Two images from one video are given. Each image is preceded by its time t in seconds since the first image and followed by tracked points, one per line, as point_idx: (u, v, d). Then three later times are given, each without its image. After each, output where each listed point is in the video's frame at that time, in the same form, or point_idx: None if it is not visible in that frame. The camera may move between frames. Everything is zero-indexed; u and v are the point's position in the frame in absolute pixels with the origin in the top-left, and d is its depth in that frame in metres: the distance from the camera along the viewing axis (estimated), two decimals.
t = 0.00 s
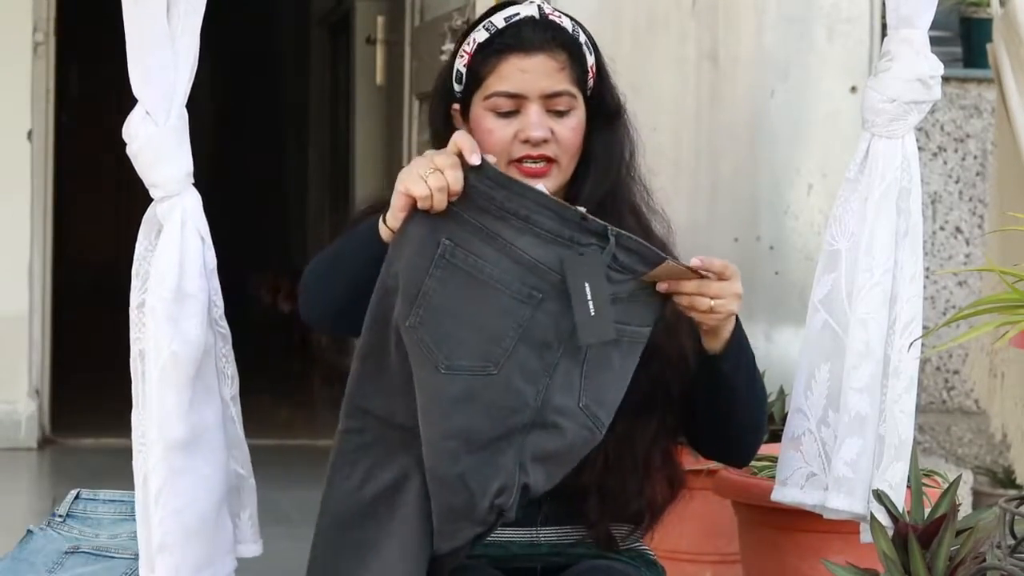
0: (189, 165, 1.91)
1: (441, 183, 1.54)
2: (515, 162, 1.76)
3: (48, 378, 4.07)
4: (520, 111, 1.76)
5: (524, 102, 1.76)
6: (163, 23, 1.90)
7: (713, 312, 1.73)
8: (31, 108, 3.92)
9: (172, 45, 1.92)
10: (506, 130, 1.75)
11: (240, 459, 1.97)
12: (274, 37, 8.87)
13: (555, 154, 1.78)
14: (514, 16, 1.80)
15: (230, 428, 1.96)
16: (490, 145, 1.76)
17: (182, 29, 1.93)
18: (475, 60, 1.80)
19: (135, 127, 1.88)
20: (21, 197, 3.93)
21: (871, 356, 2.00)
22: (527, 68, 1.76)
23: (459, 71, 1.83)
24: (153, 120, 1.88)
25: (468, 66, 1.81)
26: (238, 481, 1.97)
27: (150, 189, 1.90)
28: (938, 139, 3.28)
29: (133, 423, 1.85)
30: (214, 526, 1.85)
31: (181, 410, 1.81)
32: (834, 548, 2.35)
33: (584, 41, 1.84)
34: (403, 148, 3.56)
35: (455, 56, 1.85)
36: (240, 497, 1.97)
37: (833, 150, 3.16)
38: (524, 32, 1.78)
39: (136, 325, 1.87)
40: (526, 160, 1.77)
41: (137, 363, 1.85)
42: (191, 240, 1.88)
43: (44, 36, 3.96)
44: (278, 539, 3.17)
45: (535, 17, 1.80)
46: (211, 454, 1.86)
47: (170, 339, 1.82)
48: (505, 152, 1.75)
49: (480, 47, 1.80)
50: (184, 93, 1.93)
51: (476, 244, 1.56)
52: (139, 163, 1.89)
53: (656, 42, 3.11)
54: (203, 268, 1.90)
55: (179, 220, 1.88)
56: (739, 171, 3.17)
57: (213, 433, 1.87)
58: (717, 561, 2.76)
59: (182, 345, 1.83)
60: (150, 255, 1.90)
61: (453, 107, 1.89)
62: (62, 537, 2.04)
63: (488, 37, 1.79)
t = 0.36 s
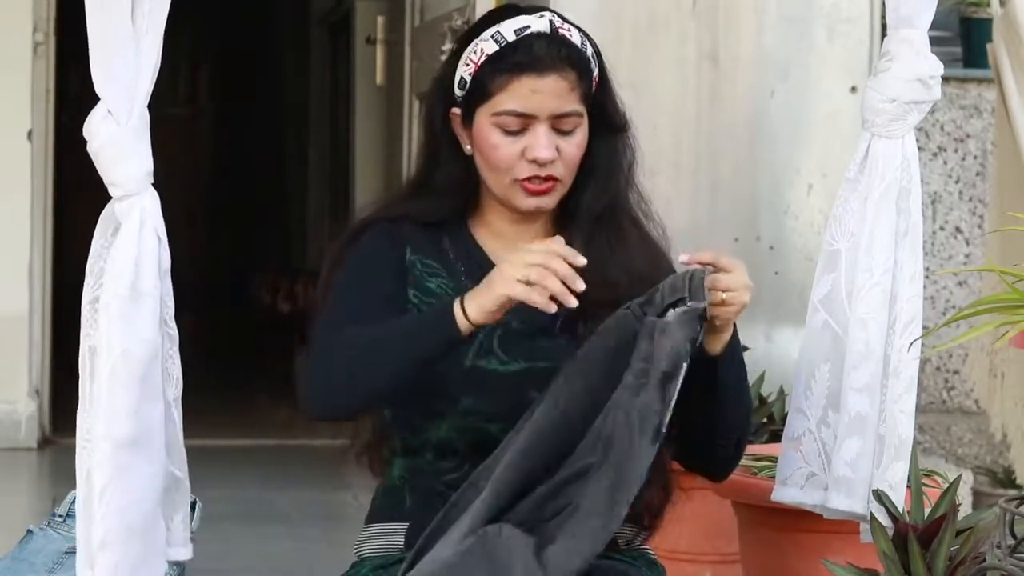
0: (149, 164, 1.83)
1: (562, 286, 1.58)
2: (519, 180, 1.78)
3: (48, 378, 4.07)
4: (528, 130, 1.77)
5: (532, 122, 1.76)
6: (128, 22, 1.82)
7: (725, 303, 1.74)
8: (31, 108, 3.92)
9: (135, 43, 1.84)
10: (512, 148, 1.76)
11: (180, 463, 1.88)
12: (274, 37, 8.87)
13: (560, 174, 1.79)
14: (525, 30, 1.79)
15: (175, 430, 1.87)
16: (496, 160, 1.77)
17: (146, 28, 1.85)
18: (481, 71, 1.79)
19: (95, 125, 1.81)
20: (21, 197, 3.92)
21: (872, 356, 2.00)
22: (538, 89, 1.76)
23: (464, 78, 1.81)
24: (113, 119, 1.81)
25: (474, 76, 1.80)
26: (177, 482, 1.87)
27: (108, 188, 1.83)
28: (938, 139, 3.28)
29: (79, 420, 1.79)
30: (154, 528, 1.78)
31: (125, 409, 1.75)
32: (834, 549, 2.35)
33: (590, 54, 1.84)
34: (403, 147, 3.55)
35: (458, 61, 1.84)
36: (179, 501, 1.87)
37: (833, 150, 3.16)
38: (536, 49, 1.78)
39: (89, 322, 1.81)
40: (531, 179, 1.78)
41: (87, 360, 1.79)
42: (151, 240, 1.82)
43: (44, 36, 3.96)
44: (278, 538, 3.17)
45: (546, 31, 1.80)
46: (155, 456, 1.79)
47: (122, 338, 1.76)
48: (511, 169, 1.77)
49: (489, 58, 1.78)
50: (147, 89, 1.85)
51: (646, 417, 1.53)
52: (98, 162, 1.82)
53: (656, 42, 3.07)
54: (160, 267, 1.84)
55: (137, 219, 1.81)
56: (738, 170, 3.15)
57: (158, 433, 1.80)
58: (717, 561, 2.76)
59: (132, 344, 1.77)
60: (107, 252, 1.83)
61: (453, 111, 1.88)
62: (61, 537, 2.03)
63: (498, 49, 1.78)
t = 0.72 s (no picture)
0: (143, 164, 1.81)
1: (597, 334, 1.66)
2: (510, 190, 1.81)
3: (49, 378, 4.07)
4: (517, 140, 1.78)
5: (521, 132, 1.78)
6: (121, 21, 1.79)
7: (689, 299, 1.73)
8: (31, 108, 3.92)
9: (127, 44, 1.82)
10: (502, 158, 1.78)
11: (174, 459, 1.85)
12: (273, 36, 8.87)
13: (549, 183, 1.81)
14: (515, 39, 1.80)
15: (168, 425, 1.84)
16: (486, 170, 1.79)
17: (138, 29, 1.83)
18: (472, 79, 1.80)
19: (88, 127, 1.78)
20: (21, 197, 3.93)
21: (871, 356, 2.00)
22: (528, 100, 1.77)
23: (455, 85, 1.82)
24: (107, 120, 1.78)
25: (464, 84, 1.81)
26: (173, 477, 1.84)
27: (102, 188, 1.81)
28: (938, 139, 3.27)
29: (76, 418, 1.77)
30: (152, 523, 1.75)
31: (123, 407, 1.73)
32: (834, 549, 2.36)
33: (582, 60, 1.85)
34: (403, 147, 3.55)
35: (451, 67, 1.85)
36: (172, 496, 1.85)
37: (834, 150, 3.14)
38: (526, 59, 1.78)
39: (85, 322, 1.79)
40: (520, 190, 1.81)
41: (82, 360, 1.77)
42: (144, 240, 1.80)
43: (44, 36, 3.96)
44: (278, 538, 3.17)
45: (536, 40, 1.80)
46: (151, 453, 1.76)
47: (117, 337, 1.74)
48: (502, 179, 1.79)
49: (479, 67, 1.79)
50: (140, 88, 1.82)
51: (698, 537, 1.63)
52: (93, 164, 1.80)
53: (656, 42, 3.07)
54: (154, 266, 1.81)
55: (131, 218, 1.79)
56: (738, 170, 3.13)
57: (154, 430, 1.77)
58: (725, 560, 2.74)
59: (128, 344, 1.75)
60: (101, 252, 1.81)
61: (446, 116, 1.90)
62: (61, 537, 2.04)
63: (489, 58, 1.79)
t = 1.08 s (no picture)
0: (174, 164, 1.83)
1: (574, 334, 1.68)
2: (528, 205, 1.81)
3: (49, 377, 4.07)
4: (542, 156, 1.79)
5: (548, 149, 1.78)
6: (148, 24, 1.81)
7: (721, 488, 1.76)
8: (31, 108, 3.92)
9: (155, 46, 1.84)
10: (525, 172, 1.78)
11: (208, 455, 1.87)
12: (273, 36, 8.87)
13: (566, 201, 1.82)
14: (549, 54, 1.80)
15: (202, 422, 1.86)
16: (507, 182, 1.79)
17: (165, 30, 1.85)
18: (501, 91, 1.80)
19: (118, 128, 1.80)
20: (21, 197, 3.93)
21: (871, 356, 2.00)
22: (561, 119, 1.78)
23: (481, 94, 1.82)
24: (137, 121, 1.80)
25: (492, 94, 1.81)
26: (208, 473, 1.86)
27: (132, 188, 1.82)
28: (938, 139, 3.27)
29: (111, 416, 1.80)
30: (186, 520, 1.78)
31: (156, 406, 1.75)
32: (834, 549, 2.36)
33: (608, 79, 1.87)
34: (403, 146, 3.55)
35: (477, 73, 1.84)
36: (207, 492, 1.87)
37: (834, 150, 3.14)
38: (561, 77, 1.79)
39: (117, 322, 1.81)
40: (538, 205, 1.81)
41: (116, 359, 1.80)
42: (175, 241, 1.81)
43: (44, 36, 3.96)
44: (278, 538, 3.17)
45: (570, 57, 1.81)
46: (185, 450, 1.79)
47: (150, 338, 1.77)
48: (522, 194, 1.79)
49: (510, 79, 1.79)
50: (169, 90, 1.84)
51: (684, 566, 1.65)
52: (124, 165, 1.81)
53: (656, 42, 3.06)
54: (186, 267, 1.84)
55: (162, 218, 1.81)
56: (738, 170, 3.13)
57: (188, 428, 1.79)
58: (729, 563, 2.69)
59: (161, 343, 1.77)
60: (133, 252, 1.83)
61: (462, 121, 1.89)
62: (62, 537, 2.04)
63: (522, 72, 1.79)
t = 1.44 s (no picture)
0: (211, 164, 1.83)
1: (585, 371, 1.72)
2: (555, 209, 1.83)
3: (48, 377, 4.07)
4: (576, 163, 1.80)
5: (584, 157, 1.80)
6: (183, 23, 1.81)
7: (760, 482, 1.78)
8: (31, 108, 3.92)
9: (189, 46, 1.84)
10: (560, 180, 1.80)
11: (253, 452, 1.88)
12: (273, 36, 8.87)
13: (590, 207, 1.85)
14: (589, 63, 1.80)
15: (247, 420, 1.87)
16: (540, 189, 1.80)
17: (200, 29, 1.84)
18: (539, 97, 1.80)
19: (155, 128, 1.80)
20: (21, 197, 3.93)
21: (871, 357, 2.01)
22: (601, 128, 1.80)
23: (516, 101, 1.81)
24: (175, 121, 1.80)
25: (530, 101, 1.80)
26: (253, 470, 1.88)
27: (170, 190, 1.82)
28: (938, 139, 3.26)
29: (156, 417, 1.80)
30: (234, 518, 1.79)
31: (201, 407, 1.76)
32: (834, 549, 2.35)
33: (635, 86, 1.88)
34: (403, 147, 3.55)
35: (513, 78, 1.83)
36: (254, 488, 1.88)
37: (835, 149, 3.14)
38: (600, 87, 1.79)
39: (159, 323, 1.81)
40: (565, 209, 1.83)
41: (159, 359, 1.80)
42: (214, 240, 1.81)
43: (44, 36, 3.96)
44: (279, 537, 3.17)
45: (608, 67, 1.82)
46: (231, 449, 1.79)
47: (193, 338, 1.77)
48: (554, 200, 1.81)
49: (552, 88, 1.79)
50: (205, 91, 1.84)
51: (731, 495, 1.62)
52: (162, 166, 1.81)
53: (656, 41, 3.06)
54: (226, 266, 1.84)
55: (201, 218, 1.81)
56: (738, 170, 3.13)
57: (233, 428, 1.80)
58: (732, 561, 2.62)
59: (205, 343, 1.77)
60: (172, 252, 1.83)
61: (489, 125, 1.87)
62: (62, 537, 2.04)
63: (564, 81, 1.79)
